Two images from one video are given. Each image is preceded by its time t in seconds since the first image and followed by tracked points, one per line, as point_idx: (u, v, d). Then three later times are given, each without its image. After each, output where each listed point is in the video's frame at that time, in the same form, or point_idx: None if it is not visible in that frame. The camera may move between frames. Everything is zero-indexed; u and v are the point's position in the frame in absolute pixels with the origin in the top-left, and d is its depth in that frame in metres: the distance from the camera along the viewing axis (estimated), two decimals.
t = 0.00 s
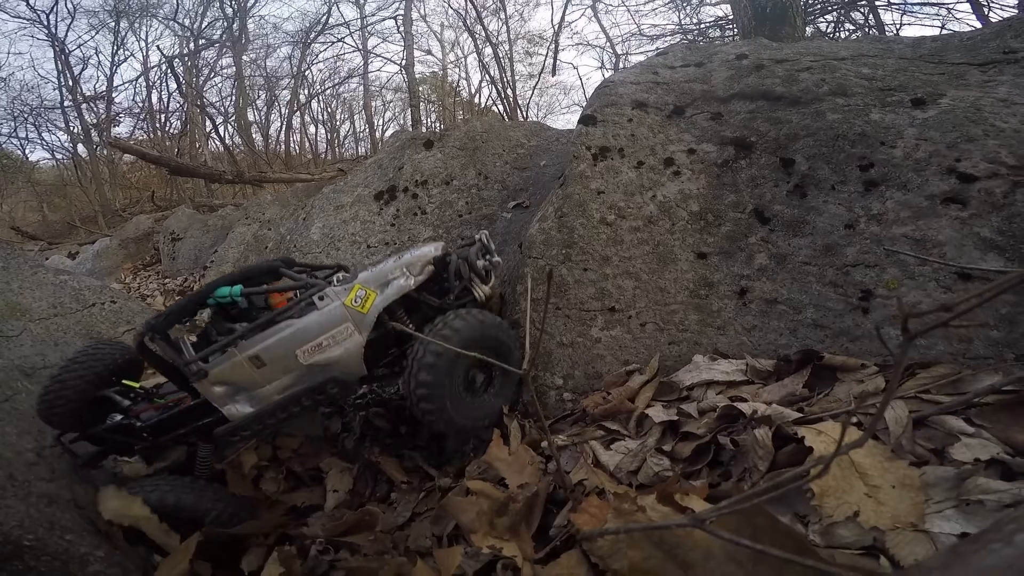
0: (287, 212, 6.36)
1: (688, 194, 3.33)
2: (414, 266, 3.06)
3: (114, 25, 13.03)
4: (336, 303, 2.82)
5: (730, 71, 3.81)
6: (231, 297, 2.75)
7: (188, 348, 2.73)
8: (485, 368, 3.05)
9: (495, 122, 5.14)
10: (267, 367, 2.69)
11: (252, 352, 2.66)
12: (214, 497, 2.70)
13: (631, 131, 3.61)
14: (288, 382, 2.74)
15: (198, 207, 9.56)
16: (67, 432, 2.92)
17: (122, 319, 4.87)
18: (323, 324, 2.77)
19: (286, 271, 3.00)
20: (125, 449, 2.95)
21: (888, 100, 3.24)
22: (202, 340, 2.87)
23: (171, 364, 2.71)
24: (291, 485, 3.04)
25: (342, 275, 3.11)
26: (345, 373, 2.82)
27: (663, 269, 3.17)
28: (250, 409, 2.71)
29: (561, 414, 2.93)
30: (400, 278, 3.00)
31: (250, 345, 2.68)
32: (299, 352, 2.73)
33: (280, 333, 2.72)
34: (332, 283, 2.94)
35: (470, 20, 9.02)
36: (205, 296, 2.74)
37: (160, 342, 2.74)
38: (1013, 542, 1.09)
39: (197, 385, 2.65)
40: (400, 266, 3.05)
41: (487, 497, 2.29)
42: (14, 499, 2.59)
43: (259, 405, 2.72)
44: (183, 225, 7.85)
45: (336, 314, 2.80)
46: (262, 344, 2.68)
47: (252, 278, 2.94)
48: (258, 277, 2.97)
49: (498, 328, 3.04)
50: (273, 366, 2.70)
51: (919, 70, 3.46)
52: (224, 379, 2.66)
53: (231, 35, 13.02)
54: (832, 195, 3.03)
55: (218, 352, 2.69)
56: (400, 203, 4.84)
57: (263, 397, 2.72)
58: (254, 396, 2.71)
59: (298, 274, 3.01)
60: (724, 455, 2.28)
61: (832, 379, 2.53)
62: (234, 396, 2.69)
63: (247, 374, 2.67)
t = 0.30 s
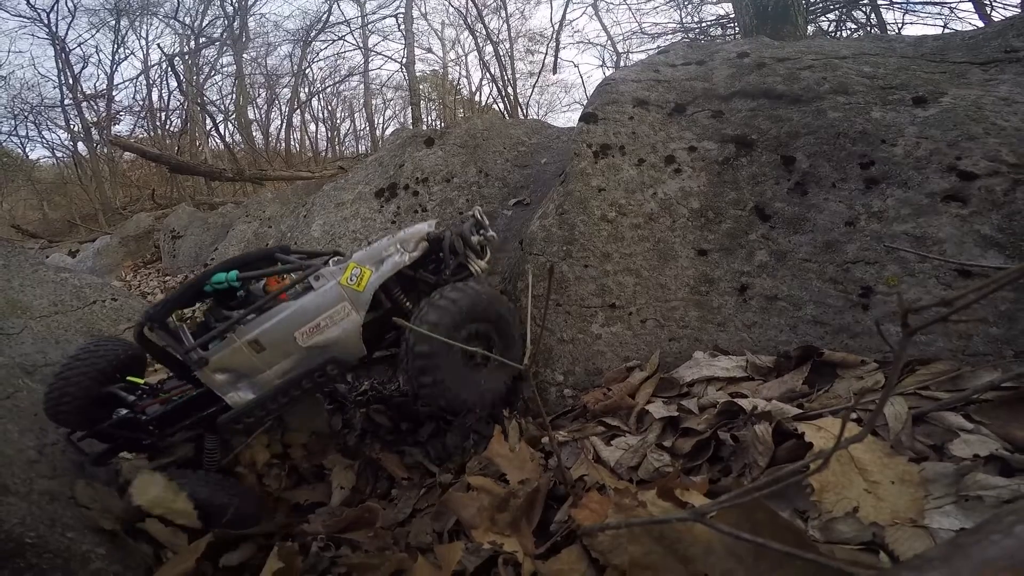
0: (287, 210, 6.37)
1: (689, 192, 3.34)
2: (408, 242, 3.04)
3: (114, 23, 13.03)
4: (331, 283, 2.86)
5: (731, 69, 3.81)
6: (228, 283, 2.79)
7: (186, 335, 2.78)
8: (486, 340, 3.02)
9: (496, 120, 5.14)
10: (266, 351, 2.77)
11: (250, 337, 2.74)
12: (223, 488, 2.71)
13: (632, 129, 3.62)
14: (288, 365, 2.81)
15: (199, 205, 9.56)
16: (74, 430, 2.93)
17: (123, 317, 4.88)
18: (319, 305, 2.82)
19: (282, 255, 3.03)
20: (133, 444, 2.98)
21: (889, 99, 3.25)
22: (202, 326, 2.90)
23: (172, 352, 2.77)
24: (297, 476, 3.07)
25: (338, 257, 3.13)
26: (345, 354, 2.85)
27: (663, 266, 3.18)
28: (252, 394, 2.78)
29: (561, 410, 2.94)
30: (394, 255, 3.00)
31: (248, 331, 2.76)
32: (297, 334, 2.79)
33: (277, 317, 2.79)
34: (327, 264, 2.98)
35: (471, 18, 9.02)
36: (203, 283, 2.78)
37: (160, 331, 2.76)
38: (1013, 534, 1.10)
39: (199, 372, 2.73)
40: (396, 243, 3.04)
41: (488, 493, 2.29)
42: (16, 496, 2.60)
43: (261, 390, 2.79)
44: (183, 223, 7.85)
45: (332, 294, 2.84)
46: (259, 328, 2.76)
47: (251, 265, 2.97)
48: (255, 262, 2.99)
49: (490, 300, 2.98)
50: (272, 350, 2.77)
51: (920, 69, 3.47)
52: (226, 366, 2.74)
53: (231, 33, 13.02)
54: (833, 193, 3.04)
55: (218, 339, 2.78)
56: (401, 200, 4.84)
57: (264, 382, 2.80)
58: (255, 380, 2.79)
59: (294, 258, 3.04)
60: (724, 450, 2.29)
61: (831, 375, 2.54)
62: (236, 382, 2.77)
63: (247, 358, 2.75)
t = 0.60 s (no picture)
0: (288, 209, 6.37)
1: (690, 191, 3.33)
2: (407, 225, 3.08)
3: (115, 23, 13.03)
4: (333, 269, 2.88)
5: (733, 68, 3.81)
6: (229, 275, 2.85)
7: (190, 329, 2.79)
8: (490, 320, 3.02)
9: (497, 119, 5.14)
10: (271, 341, 2.77)
11: (254, 327, 2.75)
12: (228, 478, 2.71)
13: (634, 128, 3.61)
14: (293, 353, 2.81)
15: (199, 204, 9.56)
16: (85, 430, 3.00)
17: (124, 316, 4.88)
18: (322, 292, 2.83)
19: (281, 247, 3.11)
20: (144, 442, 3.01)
21: (892, 98, 3.24)
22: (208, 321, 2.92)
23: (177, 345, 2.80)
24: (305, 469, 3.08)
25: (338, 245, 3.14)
26: (350, 339, 2.87)
27: (665, 266, 3.17)
28: (259, 385, 2.78)
29: (563, 409, 2.94)
30: (394, 239, 3.02)
31: (252, 321, 2.76)
32: (300, 322, 2.80)
33: (280, 306, 2.79)
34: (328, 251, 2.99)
35: (472, 17, 9.02)
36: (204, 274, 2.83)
37: (162, 325, 2.78)
38: (1017, 532, 1.10)
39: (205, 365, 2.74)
40: (394, 227, 3.07)
41: (489, 492, 2.29)
42: (17, 495, 2.61)
43: (267, 381, 2.79)
44: (183, 222, 7.85)
45: (335, 280, 2.85)
46: (262, 318, 2.76)
47: (249, 257, 3.03)
48: (256, 253, 3.04)
49: (489, 279, 3.00)
50: (277, 340, 2.78)
51: (922, 68, 3.46)
52: (231, 358, 2.75)
53: (232, 32, 13.02)
54: (835, 192, 3.04)
55: (222, 331, 2.78)
56: (402, 199, 4.84)
57: (270, 372, 2.80)
58: (262, 371, 2.79)
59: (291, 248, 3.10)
60: (725, 450, 2.29)
61: (833, 374, 2.54)
62: (243, 373, 2.78)
63: (252, 349, 2.76)
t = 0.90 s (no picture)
0: (289, 209, 6.37)
1: (691, 189, 3.33)
2: (406, 209, 3.11)
3: (114, 23, 13.02)
4: (333, 255, 2.91)
5: (733, 67, 3.81)
6: (230, 267, 2.87)
7: (193, 323, 2.79)
8: (492, 300, 3.03)
9: (497, 118, 5.13)
10: (276, 331, 2.78)
11: (257, 318, 2.75)
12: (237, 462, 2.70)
13: (634, 127, 3.61)
14: (299, 342, 2.83)
15: (199, 204, 9.55)
16: (95, 432, 2.94)
17: (123, 316, 4.87)
18: (324, 279, 2.86)
19: (279, 237, 3.07)
20: (152, 443, 2.98)
21: (892, 97, 3.24)
22: (211, 314, 2.93)
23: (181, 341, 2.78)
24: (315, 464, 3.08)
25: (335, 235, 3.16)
26: (354, 326, 2.90)
27: (665, 264, 3.17)
28: (266, 377, 2.79)
29: (563, 408, 2.93)
30: (392, 224, 3.06)
31: (256, 311, 2.77)
32: (304, 311, 2.82)
33: (283, 296, 2.80)
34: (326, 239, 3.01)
35: (472, 17, 9.02)
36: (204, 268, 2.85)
37: (166, 322, 2.78)
38: (1022, 531, 1.09)
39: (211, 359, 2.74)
40: (393, 212, 3.11)
41: (490, 491, 2.29)
42: (17, 495, 2.60)
43: (274, 372, 2.80)
44: (183, 222, 7.84)
45: (336, 266, 2.89)
46: (266, 308, 2.77)
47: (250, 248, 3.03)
48: (256, 246, 3.05)
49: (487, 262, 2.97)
50: (283, 329, 2.79)
51: (922, 67, 3.46)
52: (236, 350, 2.75)
53: (231, 32, 13.02)
54: (835, 191, 3.03)
55: (226, 324, 2.78)
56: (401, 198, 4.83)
57: (277, 363, 2.81)
58: (269, 362, 2.80)
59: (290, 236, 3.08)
60: (726, 449, 2.29)
61: (833, 373, 2.54)
62: (249, 366, 2.78)
63: (257, 341, 2.76)
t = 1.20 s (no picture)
0: (289, 209, 6.37)
1: (691, 189, 3.33)
2: (406, 203, 3.11)
3: (114, 24, 13.03)
4: (334, 251, 2.91)
5: (733, 67, 3.80)
6: (231, 263, 2.91)
7: (195, 321, 2.78)
8: (494, 289, 3.02)
9: (497, 118, 5.13)
10: (278, 327, 2.79)
11: (259, 315, 2.76)
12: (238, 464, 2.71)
13: (634, 127, 3.61)
14: (302, 338, 2.83)
15: (199, 205, 9.55)
16: (101, 433, 2.98)
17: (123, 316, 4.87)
18: (326, 274, 2.86)
19: (280, 233, 3.10)
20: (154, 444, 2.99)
21: (893, 96, 3.24)
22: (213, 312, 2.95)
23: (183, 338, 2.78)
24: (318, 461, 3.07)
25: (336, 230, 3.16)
26: (357, 320, 2.90)
27: (666, 264, 3.16)
28: (269, 374, 2.80)
29: (563, 408, 2.93)
30: (393, 219, 3.06)
31: (257, 308, 2.78)
32: (306, 306, 2.82)
33: (284, 292, 2.80)
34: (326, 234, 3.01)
35: (472, 16, 9.03)
36: (205, 266, 2.89)
37: (169, 320, 2.77)
38: None
39: (214, 356, 2.76)
40: (393, 206, 3.12)
41: (491, 491, 2.30)
42: (17, 496, 2.60)
43: (277, 368, 2.81)
44: (183, 222, 7.84)
45: (337, 262, 2.89)
46: (267, 305, 2.77)
47: (251, 245, 3.06)
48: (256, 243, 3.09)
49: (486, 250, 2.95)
50: (285, 326, 2.80)
51: (923, 67, 3.46)
52: (239, 347, 2.76)
53: (231, 33, 13.02)
54: (836, 190, 3.03)
55: (228, 321, 2.79)
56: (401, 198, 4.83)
57: (280, 359, 2.82)
58: (272, 358, 2.81)
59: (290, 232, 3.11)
60: (727, 449, 2.29)
61: (834, 372, 2.54)
62: (252, 363, 2.79)
63: (260, 338, 2.77)
